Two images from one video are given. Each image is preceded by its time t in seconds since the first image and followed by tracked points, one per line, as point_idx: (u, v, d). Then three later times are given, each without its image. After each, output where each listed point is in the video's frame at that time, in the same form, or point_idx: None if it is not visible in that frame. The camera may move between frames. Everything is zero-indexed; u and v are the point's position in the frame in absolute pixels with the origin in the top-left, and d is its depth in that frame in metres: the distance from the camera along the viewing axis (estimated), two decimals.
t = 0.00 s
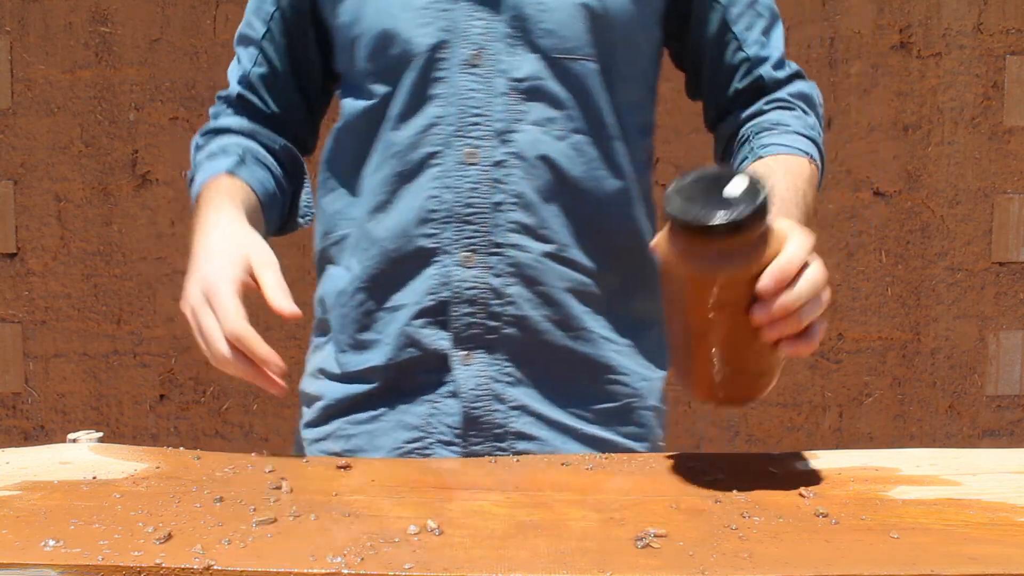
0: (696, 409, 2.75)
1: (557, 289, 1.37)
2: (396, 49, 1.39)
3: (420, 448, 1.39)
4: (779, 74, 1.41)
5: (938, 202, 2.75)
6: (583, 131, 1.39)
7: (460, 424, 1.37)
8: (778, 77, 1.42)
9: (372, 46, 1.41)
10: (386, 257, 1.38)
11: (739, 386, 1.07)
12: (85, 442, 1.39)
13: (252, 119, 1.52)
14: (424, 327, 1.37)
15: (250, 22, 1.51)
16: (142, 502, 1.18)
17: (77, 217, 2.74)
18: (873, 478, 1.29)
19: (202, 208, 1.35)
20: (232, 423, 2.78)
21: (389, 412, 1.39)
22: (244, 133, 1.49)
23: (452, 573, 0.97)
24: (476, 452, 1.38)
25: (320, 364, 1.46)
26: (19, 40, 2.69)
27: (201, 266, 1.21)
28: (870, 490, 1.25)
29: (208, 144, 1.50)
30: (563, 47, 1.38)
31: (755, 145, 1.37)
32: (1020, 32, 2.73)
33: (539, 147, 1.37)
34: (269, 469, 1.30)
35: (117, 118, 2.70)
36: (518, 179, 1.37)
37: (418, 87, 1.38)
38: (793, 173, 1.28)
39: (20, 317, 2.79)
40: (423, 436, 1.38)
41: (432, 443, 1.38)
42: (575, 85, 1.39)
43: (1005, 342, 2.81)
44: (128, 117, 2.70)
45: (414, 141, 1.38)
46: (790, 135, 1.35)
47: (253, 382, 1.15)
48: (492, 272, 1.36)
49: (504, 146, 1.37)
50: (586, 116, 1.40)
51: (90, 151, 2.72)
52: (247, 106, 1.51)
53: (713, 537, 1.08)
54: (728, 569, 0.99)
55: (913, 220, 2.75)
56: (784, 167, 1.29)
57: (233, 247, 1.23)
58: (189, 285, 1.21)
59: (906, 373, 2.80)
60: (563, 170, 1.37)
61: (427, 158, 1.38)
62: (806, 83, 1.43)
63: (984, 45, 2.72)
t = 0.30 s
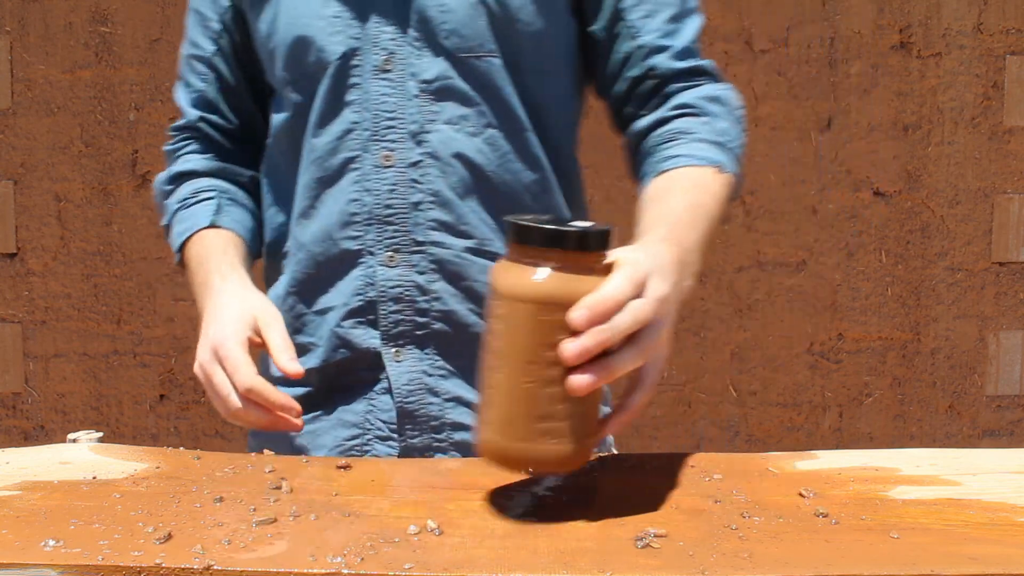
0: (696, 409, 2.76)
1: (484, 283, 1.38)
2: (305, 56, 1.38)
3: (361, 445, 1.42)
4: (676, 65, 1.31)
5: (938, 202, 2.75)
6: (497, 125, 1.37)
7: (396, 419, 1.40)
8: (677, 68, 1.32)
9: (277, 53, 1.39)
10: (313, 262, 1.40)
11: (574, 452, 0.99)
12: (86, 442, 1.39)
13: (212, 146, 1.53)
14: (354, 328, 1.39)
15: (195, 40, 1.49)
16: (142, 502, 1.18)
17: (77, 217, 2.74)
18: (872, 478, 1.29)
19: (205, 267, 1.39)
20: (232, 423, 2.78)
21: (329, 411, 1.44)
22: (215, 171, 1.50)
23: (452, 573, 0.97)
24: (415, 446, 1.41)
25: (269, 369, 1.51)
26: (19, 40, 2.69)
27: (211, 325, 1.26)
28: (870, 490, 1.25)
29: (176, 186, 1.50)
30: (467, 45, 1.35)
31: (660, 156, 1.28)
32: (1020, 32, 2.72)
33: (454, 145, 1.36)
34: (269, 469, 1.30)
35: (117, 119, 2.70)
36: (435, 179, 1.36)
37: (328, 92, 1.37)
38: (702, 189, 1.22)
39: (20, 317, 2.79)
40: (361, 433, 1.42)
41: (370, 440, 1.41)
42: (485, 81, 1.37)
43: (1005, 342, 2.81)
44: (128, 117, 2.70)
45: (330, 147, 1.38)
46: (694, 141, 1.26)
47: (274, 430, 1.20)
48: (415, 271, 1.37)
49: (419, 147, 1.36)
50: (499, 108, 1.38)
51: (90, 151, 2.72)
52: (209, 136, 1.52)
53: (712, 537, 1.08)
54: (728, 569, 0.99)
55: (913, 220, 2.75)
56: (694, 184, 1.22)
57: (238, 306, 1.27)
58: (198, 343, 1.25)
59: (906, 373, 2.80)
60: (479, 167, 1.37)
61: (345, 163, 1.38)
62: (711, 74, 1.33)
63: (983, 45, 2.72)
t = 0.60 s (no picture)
0: (697, 410, 2.75)
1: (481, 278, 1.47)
2: (307, 58, 1.47)
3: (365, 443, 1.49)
4: (668, 65, 1.45)
5: (938, 202, 2.75)
6: (491, 125, 1.47)
7: (400, 416, 1.47)
8: (669, 68, 1.46)
9: (279, 53, 1.48)
10: (315, 261, 1.47)
11: (548, 384, 1.01)
12: (86, 442, 1.39)
13: (190, 143, 1.61)
14: (356, 326, 1.47)
15: (180, 37, 1.58)
16: (142, 502, 1.18)
17: (77, 217, 2.74)
18: (872, 478, 1.29)
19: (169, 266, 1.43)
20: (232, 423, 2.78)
21: (330, 412, 1.50)
22: (187, 168, 1.57)
23: (452, 573, 0.97)
24: (419, 442, 1.48)
25: (263, 372, 1.56)
26: (19, 41, 2.69)
27: (166, 320, 1.30)
28: (870, 490, 1.25)
29: (149, 180, 1.58)
30: (464, 46, 1.46)
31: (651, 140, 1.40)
32: (1020, 32, 2.73)
33: (449, 145, 1.45)
34: (268, 469, 1.30)
35: (117, 118, 2.70)
36: (432, 178, 1.45)
37: (330, 94, 1.46)
38: (690, 165, 1.33)
39: (20, 317, 2.79)
40: (365, 431, 1.48)
41: (375, 437, 1.48)
42: (480, 82, 1.47)
43: (1005, 342, 2.81)
44: (128, 117, 2.70)
45: (331, 148, 1.46)
46: (683, 129, 1.38)
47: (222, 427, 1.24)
48: (415, 269, 1.45)
49: (416, 147, 1.45)
50: (493, 110, 1.48)
51: (90, 151, 2.72)
52: (186, 132, 1.60)
53: (712, 537, 1.08)
54: (728, 569, 0.99)
55: (913, 220, 2.75)
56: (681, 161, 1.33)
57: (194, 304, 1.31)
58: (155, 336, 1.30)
59: (906, 373, 2.80)
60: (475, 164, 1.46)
61: (345, 164, 1.46)
62: (699, 76, 1.48)
63: (983, 45, 2.72)
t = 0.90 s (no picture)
0: (696, 409, 2.75)
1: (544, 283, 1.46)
2: (388, 48, 1.46)
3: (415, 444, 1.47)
4: (729, 86, 1.45)
5: (938, 202, 2.75)
6: (568, 131, 1.45)
7: (453, 416, 1.45)
8: (731, 90, 1.46)
9: (360, 43, 1.47)
10: (378, 253, 1.47)
11: (557, 491, 1.10)
12: (85, 442, 1.40)
13: (262, 128, 1.60)
14: (415, 322, 1.46)
15: (259, 21, 1.57)
16: (142, 502, 1.18)
17: (77, 217, 2.74)
18: (872, 478, 1.29)
19: (216, 241, 1.44)
20: (233, 423, 2.78)
21: (379, 411, 1.48)
22: (253, 151, 1.57)
23: (452, 573, 0.97)
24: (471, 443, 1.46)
25: (309, 362, 1.54)
26: (19, 40, 2.69)
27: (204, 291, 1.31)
28: (870, 490, 1.25)
29: (216, 159, 1.58)
30: (547, 47, 1.44)
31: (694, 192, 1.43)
32: (1020, 32, 2.72)
33: (524, 147, 1.44)
34: (269, 469, 1.30)
35: (117, 119, 2.70)
36: (503, 178, 1.44)
37: (408, 87, 1.46)
38: (724, 229, 1.36)
39: (19, 317, 2.79)
40: (417, 431, 1.46)
41: (426, 438, 1.47)
42: (561, 85, 1.45)
43: (1005, 342, 2.81)
44: (128, 117, 2.70)
45: (404, 141, 1.45)
46: (729, 176, 1.40)
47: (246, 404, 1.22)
48: (478, 269, 1.44)
49: (490, 146, 1.44)
50: (571, 115, 1.46)
51: (90, 151, 2.72)
52: (257, 117, 1.59)
53: (712, 537, 1.08)
54: (728, 569, 0.99)
55: (913, 220, 2.75)
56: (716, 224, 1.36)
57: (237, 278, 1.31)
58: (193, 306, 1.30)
59: (906, 373, 2.80)
60: (548, 168, 1.44)
61: (417, 158, 1.45)
62: (763, 97, 1.47)
63: (983, 45, 2.72)
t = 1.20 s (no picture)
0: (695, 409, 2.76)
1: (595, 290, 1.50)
2: (459, 44, 1.51)
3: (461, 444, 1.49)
4: (767, 89, 1.50)
5: (938, 202, 2.75)
6: (633, 136, 1.51)
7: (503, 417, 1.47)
8: (769, 94, 1.51)
9: (429, 37, 1.52)
10: (434, 248, 1.49)
11: (553, 492, 1.10)
12: (86, 442, 1.39)
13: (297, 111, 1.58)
14: (468, 321, 1.49)
15: (311, 1, 1.60)
16: (142, 502, 1.18)
17: (77, 217, 2.74)
18: (872, 478, 1.29)
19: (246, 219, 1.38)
20: (232, 423, 2.78)
21: (426, 409, 1.50)
22: (289, 131, 1.54)
23: (452, 573, 0.97)
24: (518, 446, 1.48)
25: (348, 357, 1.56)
26: (18, 40, 2.69)
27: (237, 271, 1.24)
28: (870, 490, 1.25)
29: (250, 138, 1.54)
30: (618, 52, 1.50)
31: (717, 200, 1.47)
32: (1020, 32, 2.72)
33: (588, 150, 1.49)
34: (268, 469, 1.30)
35: (116, 119, 2.70)
36: (565, 180, 1.48)
37: (477, 84, 1.50)
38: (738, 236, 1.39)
39: (19, 317, 2.79)
40: (464, 431, 1.48)
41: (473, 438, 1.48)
42: (627, 91, 1.51)
43: (1005, 342, 2.81)
44: (128, 117, 2.70)
45: (468, 138, 1.50)
46: (753, 185, 1.44)
47: (284, 394, 1.16)
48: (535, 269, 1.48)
49: (555, 148, 1.49)
50: (636, 121, 1.51)
51: (90, 151, 2.72)
52: (298, 93, 1.58)
53: (712, 537, 1.08)
54: (728, 569, 0.99)
55: (913, 220, 2.75)
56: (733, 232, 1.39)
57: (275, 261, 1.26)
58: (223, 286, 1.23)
59: (906, 373, 2.80)
60: (610, 172, 1.50)
61: (480, 155, 1.49)
62: (798, 102, 1.52)
63: (983, 45, 2.72)
